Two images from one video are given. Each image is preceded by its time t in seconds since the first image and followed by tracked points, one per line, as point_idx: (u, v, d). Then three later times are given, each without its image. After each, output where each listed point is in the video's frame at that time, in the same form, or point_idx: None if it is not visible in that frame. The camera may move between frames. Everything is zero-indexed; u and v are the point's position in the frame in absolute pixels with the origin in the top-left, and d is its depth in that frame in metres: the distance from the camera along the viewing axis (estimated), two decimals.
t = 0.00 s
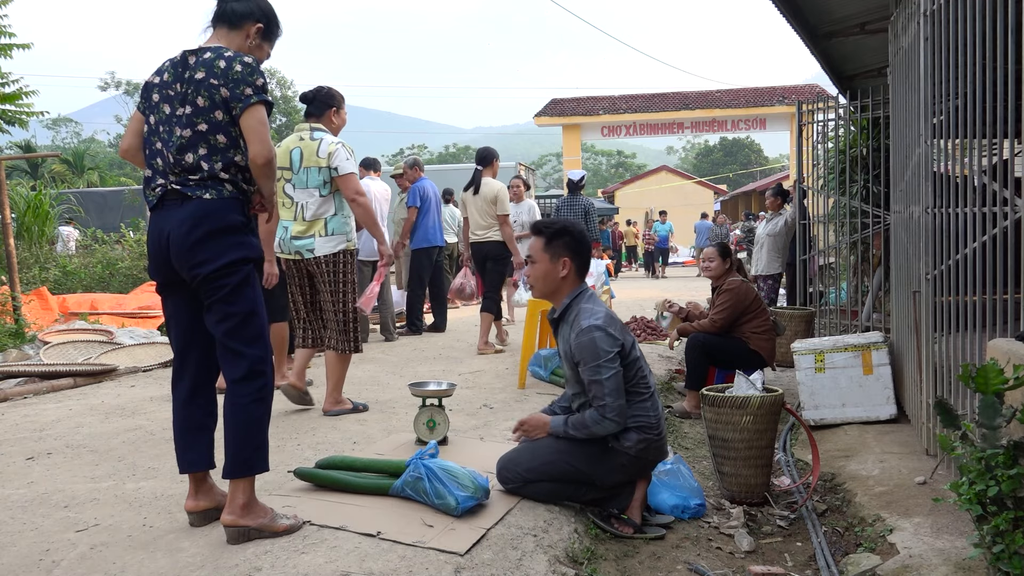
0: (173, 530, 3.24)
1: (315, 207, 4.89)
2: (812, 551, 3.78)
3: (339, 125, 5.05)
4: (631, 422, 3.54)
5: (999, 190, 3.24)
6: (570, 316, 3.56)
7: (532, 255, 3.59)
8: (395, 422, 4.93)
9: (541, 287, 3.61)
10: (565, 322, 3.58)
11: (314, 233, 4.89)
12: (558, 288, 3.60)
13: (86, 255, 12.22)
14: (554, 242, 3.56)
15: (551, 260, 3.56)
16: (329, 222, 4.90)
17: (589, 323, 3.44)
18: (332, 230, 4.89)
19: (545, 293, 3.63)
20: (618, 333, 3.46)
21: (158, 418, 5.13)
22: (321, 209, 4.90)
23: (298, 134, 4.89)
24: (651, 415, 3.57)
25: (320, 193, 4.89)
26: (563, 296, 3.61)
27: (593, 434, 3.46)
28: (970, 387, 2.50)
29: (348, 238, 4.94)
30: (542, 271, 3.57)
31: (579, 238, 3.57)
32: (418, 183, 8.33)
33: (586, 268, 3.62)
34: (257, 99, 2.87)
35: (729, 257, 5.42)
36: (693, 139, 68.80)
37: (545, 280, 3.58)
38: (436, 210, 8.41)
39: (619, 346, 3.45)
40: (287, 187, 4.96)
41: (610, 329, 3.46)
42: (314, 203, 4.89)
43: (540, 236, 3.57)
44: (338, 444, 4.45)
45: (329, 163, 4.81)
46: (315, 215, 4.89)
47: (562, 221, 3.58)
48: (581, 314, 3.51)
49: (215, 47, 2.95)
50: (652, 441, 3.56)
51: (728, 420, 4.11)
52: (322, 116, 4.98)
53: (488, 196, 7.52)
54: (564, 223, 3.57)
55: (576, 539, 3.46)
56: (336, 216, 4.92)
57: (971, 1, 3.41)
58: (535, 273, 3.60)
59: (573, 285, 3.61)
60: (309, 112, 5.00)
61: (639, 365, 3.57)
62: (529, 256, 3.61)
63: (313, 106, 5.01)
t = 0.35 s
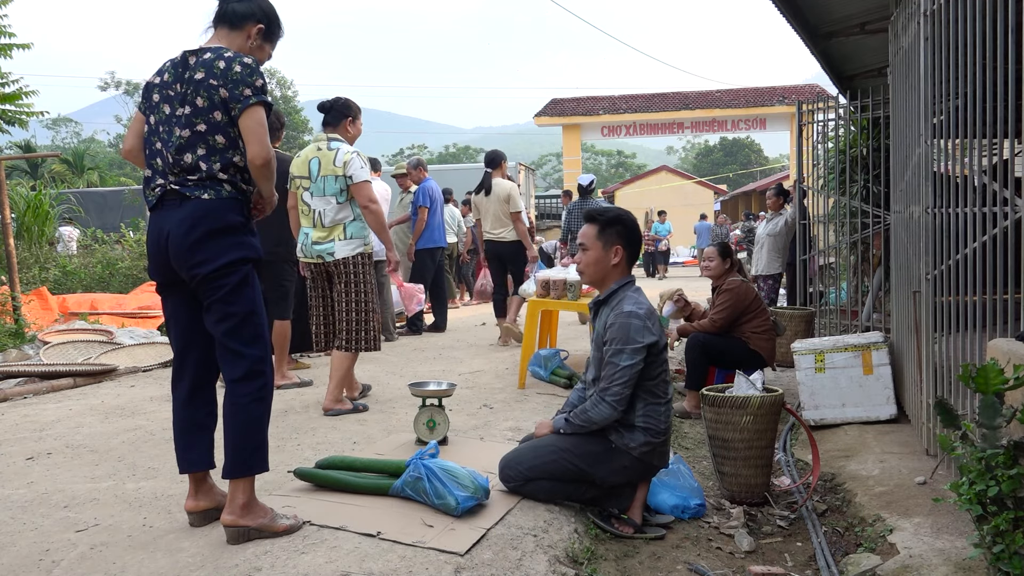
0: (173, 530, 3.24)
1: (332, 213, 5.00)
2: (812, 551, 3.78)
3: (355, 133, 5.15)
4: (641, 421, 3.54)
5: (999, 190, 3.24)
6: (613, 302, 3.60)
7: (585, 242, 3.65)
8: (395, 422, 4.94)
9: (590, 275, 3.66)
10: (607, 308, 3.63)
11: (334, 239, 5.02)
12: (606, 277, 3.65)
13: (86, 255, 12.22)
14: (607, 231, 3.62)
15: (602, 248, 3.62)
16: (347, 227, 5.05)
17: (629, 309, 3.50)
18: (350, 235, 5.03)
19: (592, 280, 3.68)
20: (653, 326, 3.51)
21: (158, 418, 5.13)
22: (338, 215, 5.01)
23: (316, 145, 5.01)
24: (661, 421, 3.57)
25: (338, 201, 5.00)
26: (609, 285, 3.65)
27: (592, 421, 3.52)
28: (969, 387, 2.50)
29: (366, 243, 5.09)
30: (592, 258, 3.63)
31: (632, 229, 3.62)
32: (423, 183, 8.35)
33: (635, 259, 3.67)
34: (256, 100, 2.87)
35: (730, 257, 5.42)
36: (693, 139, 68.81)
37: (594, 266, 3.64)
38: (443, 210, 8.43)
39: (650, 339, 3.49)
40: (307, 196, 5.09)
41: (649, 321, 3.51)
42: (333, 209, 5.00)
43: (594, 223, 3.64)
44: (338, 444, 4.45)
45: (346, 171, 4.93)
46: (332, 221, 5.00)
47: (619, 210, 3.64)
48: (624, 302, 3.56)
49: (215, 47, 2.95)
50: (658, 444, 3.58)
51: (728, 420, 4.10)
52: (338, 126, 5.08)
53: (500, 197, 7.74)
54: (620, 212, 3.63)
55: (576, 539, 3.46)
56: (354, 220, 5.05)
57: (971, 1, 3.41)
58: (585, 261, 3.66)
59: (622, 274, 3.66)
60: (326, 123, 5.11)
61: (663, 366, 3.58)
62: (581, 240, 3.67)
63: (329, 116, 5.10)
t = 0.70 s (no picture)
0: (173, 530, 3.24)
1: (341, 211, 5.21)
2: (812, 551, 3.78)
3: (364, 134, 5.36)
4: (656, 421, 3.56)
5: (999, 190, 3.24)
6: (628, 301, 3.60)
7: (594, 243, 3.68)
8: (395, 422, 4.93)
9: (600, 275, 3.68)
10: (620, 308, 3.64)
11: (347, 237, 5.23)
12: (616, 276, 3.66)
13: (86, 255, 12.21)
14: (615, 231, 3.63)
15: (609, 249, 3.64)
16: (358, 225, 5.23)
17: (649, 309, 3.50)
18: (362, 233, 5.24)
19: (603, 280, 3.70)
20: (671, 326, 3.51)
21: (159, 418, 5.13)
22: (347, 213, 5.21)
23: (326, 146, 5.25)
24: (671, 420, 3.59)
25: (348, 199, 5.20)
26: (621, 283, 3.65)
27: (608, 420, 3.50)
28: (969, 387, 2.50)
29: (377, 239, 5.33)
30: (600, 259, 3.65)
31: (639, 227, 3.61)
32: (424, 183, 8.36)
33: (646, 258, 3.66)
34: (255, 101, 2.87)
35: (729, 256, 5.42)
36: (693, 140, 68.85)
37: (603, 267, 3.66)
38: (444, 209, 8.43)
39: (668, 339, 3.49)
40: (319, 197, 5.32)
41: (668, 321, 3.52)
42: (344, 208, 5.21)
43: (603, 223, 3.66)
44: (338, 444, 4.45)
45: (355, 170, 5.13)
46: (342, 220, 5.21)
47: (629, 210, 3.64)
48: (641, 301, 3.56)
49: (215, 47, 2.95)
50: (668, 445, 3.59)
51: (728, 420, 4.10)
52: (346, 128, 5.30)
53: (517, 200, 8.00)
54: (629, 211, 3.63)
55: (576, 539, 3.46)
56: (364, 219, 5.23)
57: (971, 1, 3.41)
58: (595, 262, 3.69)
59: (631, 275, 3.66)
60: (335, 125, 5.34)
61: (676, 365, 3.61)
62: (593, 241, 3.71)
63: (338, 120, 5.33)
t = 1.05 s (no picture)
0: (173, 530, 3.24)
1: (363, 215, 5.40)
2: (812, 551, 3.78)
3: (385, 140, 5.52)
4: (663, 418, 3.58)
5: (999, 189, 3.24)
6: (622, 300, 3.58)
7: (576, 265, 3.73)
8: (395, 422, 4.94)
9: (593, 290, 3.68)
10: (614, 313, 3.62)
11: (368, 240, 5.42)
12: (601, 284, 3.63)
13: (86, 255, 12.21)
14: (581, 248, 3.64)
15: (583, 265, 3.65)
16: (380, 229, 5.43)
17: (640, 303, 3.49)
18: (383, 236, 5.43)
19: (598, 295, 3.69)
20: (665, 318, 3.49)
21: (159, 418, 5.13)
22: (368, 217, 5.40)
23: (348, 153, 5.43)
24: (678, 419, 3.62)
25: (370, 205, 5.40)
26: (610, 288, 3.61)
27: (611, 414, 3.50)
28: (969, 387, 2.50)
29: (396, 243, 5.50)
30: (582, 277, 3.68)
31: (596, 233, 3.58)
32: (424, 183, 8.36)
33: (618, 257, 3.60)
34: (254, 100, 2.87)
35: (729, 256, 5.41)
36: (692, 140, 68.86)
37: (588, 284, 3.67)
38: (444, 209, 8.43)
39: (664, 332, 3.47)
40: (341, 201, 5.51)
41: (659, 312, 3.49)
42: (365, 212, 5.40)
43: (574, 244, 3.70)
44: (338, 444, 4.45)
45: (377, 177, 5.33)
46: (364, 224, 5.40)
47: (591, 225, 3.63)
48: (633, 298, 3.54)
49: (213, 47, 2.95)
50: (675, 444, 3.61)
51: (729, 420, 4.10)
52: (365, 135, 5.44)
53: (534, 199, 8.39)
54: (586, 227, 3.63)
55: (576, 539, 3.46)
56: (384, 223, 5.43)
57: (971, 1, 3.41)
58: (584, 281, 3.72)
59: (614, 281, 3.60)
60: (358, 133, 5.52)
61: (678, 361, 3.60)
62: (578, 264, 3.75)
63: (359, 126, 5.50)
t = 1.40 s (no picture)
0: (173, 530, 3.24)
1: (394, 216, 5.61)
2: (812, 551, 3.79)
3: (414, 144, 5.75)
4: (667, 409, 3.60)
5: (999, 189, 3.24)
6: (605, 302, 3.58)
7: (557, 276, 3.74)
8: (395, 422, 4.94)
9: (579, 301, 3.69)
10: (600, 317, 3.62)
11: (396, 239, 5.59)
12: (585, 292, 3.62)
13: (85, 255, 12.20)
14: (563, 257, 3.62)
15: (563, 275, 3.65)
16: (409, 230, 5.62)
17: (618, 298, 3.51)
18: (411, 237, 5.61)
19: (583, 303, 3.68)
20: (645, 311, 3.50)
21: (158, 419, 5.13)
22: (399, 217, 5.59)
23: (381, 154, 5.61)
24: (684, 407, 3.66)
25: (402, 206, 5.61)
26: (594, 294, 3.61)
27: (586, 402, 3.49)
28: (969, 387, 2.50)
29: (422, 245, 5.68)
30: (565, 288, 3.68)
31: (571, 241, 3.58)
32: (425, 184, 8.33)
33: (597, 262, 3.59)
34: (253, 100, 2.87)
35: (729, 257, 5.42)
36: (692, 140, 68.91)
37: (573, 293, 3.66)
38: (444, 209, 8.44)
39: (642, 326, 3.47)
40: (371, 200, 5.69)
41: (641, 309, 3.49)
42: (396, 213, 5.60)
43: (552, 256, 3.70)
44: (338, 444, 4.45)
45: (411, 181, 5.58)
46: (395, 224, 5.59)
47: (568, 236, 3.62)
48: (612, 295, 3.56)
49: (212, 47, 2.95)
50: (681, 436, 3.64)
51: (729, 420, 4.10)
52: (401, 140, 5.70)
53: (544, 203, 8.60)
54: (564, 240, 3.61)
55: (576, 539, 3.46)
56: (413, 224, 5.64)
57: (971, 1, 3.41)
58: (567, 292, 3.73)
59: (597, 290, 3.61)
60: (391, 136, 5.72)
61: (669, 357, 3.62)
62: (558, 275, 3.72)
63: (393, 129, 5.70)
